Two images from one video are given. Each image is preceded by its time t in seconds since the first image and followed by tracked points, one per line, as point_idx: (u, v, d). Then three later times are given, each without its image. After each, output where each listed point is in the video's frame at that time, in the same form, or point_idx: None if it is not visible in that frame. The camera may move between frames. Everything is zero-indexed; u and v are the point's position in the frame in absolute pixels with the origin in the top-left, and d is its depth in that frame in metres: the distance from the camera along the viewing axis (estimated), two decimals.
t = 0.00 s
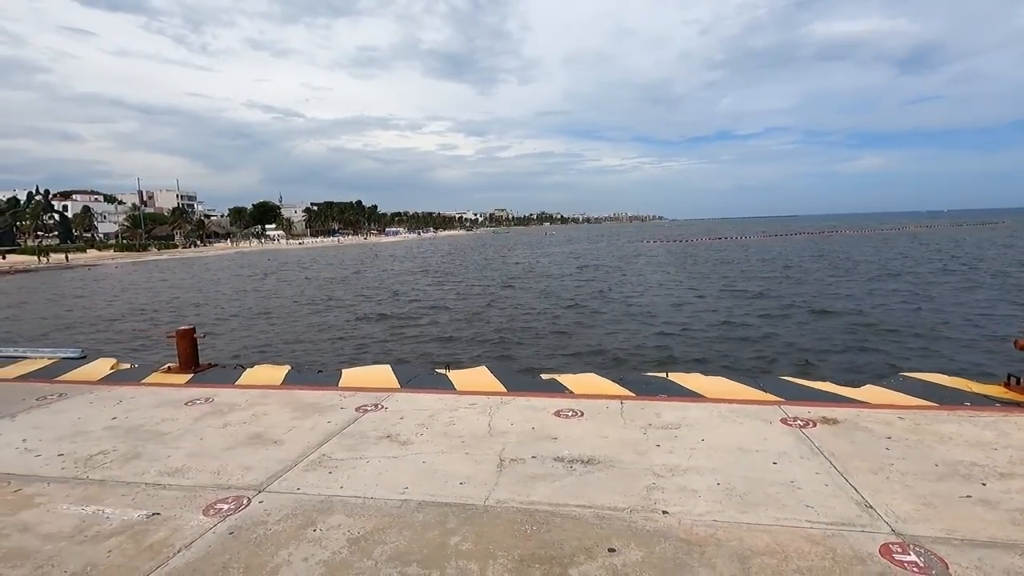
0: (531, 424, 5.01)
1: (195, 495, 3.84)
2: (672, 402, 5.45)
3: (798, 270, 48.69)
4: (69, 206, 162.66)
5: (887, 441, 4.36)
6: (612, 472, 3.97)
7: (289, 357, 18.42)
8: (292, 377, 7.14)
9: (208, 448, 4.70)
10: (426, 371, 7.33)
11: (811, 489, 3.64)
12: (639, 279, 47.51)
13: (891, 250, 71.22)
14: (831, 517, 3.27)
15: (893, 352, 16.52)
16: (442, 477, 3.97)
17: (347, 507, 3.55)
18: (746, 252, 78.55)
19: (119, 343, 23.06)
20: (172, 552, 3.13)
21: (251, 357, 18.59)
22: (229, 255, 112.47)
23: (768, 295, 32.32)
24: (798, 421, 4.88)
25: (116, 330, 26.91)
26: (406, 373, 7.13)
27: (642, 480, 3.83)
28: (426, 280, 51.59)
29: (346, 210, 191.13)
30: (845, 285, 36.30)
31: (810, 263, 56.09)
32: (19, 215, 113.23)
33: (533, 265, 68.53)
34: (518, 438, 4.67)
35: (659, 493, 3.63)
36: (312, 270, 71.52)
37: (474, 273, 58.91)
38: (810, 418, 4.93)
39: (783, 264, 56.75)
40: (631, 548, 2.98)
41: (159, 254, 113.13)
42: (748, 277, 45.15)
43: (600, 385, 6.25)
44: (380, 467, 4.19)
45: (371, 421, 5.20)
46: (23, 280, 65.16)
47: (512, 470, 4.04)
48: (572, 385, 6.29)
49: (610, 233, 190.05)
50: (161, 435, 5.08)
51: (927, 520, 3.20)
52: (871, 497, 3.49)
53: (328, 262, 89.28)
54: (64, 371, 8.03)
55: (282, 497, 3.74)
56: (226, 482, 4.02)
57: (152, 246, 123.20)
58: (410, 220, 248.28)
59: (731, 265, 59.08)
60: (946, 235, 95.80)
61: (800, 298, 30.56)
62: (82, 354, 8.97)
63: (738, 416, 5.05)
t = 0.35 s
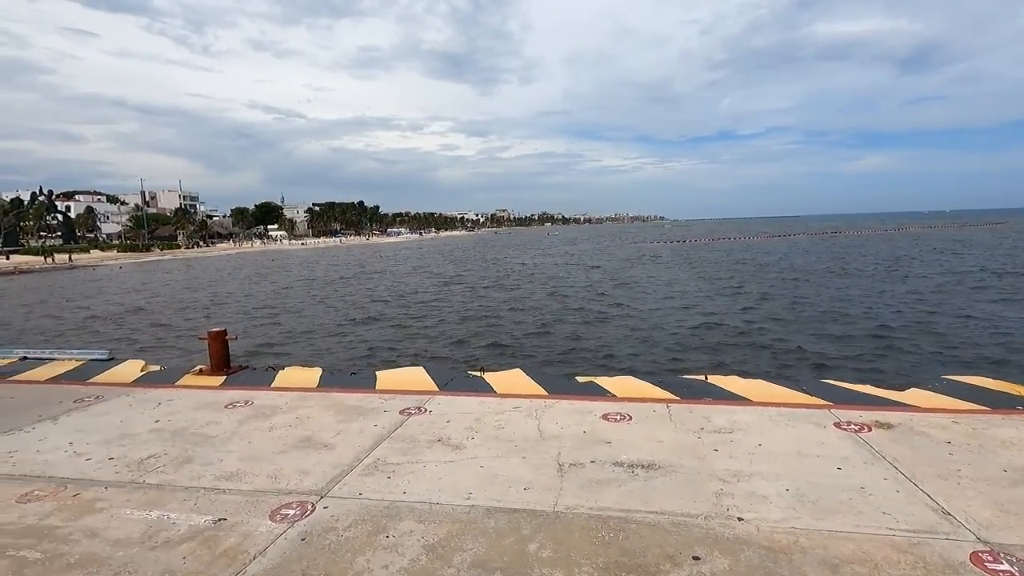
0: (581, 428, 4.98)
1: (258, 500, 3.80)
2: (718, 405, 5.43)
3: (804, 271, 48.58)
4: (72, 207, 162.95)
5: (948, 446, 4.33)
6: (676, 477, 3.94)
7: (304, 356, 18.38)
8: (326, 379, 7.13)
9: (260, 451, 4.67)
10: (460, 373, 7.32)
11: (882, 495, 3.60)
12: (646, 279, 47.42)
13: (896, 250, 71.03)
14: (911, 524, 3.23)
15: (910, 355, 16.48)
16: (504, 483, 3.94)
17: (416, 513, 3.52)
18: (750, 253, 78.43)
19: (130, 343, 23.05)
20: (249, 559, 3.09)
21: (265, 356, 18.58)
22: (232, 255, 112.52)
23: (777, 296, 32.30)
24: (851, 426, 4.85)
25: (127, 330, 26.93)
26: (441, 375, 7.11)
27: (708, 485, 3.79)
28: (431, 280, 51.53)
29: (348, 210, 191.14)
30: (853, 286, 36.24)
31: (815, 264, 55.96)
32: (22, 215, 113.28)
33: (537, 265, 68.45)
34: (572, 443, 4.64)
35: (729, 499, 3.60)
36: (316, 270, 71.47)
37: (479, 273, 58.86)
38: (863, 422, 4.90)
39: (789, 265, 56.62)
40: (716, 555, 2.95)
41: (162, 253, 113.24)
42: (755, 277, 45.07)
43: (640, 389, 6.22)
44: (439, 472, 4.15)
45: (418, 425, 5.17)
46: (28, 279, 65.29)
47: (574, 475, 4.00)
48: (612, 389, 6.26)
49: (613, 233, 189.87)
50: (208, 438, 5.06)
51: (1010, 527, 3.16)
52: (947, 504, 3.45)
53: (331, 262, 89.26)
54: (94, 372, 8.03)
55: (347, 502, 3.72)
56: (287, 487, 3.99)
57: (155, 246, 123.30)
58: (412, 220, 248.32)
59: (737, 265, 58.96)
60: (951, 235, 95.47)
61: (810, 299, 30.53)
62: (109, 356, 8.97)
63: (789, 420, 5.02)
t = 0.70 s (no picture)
0: (637, 425, 4.87)
1: (320, 499, 3.68)
2: (772, 402, 5.31)
3: (810, 270, 48.41)
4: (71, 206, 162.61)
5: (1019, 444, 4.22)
6: (749, 475, 3.82)
7: (316, 355, 18.24)
8: (360, 376, 7.01)
9: (310, 449, 4.55)
10: (496, 371, 7.21)
11: (970, 494, 3.48)
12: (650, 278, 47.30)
13: (900, 249, 70.87)
14: (1008, 524, 3.11)
15: (929, 354, 16.34)
16: (572, 482, 3.82)
17: (488, 513, 3.40)
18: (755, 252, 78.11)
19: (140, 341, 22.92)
20: (325, 561, 2.98)
21: (278, 354, 18.44)
22: (233, 255, 112.42)
23: (787, 295, 32.11)
24: (913, 422, 4.74)
25: (135, 328, 26.81)
26: (477, 373, 6.99)
27: (785, 485, 3.67)
28: (434, 279, 51.36)
29: (349, 210, 190.99)
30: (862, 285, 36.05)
31: (819, 263, 55.83)
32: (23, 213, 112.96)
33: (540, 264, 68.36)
34: (631, 440, 4.52)
35: (811, 498, 3.48)
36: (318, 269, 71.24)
37: (482, 272, 58.71)
38: (926, 419, 4.78)
39: (793, 264, 56.54)
40: (816, 557, 2.84)
41: (163, 253, 112.97)
42: (759, 276, 45.00)
43: (684, 387, 6.10)
44: (501, 470, 4.04)
45: (467, 422, 5.05)
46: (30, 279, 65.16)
47: (642, 474, 3.89)
48: (655, 386, 6.16)
49: (614, 233, 189.42)
50: (254, 435, 4.94)
51: None
52: None
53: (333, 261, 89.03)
54: (120, 370, 7.91)
55: (413, 501, 3.60)
56: (347, 485, 3.87)
57: (155, 245, 123.08)
58: (412, 220, 248.03)
59: (741, 264, 58.83)
60: (956, 234, 95.01)
61: (820, 298, 30.35)
62: (134, 353, 8.85)
63: (850, 417, 4.90)
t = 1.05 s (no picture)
0: (689, 425, 4.86)
1: (389, 501, 3.66)
2: (819, 402, 5.33)
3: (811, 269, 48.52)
4: (67, 205, 161.71)
5: None
6: (816, 476, 3.81)
7: (327, 354, 18.18)
8: (395, 377, 7.00)
9: (365, 451, 4.53)
10: (531, 372, 7.20)
11: None
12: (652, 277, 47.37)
13: (899, 248, 71.02)
14: None
15: (940, 353, 16.40)
16: (640, 483, 3.81)
17: (564, 514, 3.39)
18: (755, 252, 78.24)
19: (147, 341, 22.79)
20: (411, 563, 2.96)
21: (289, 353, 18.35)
22: (230, 254, 111.92)
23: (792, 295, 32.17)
24: (966, 423, 4.75)
25: (141, 328, 26.69)
26: (512, 373, 6.99)
27: (854, 485, 3.68)
28: (436, 278, 51.28)
29: (346, 209, 190.52)
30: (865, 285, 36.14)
31: (820, 262, 55.98)
32: (20, 213, 112.38)
33: (540, 263, 68.28)
34: (689, 441, 4.51)
35: (886, 499, 3.47)
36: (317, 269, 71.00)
37: (483, 271, 58.67)
38: (978, 419, 4.79)
39: (794, 263, 56.67)
40: (908, 559, 2.84)
41: (160, 252, 112.39)
42: (761, 275, 45.10)
43: (725, 387, 6.12)
44: (565, 471, 4.02)
45: (518, 423, 5.04)
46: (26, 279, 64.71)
47: (709, 474, 3.88)
48: (695, 387, 6.16)
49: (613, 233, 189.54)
50: (304, 436, 4.92)
51: None
52: None
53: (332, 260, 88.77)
54: (150, 371, 7.88)
55: (485, 503, 3.58)
56: (413, 487, 3.85)
57: (153, 244, 122.50)
58: (410, 219, 247.57)
59: (741, 264, 58.94)
60: (954, 233, 95.28)
61: (826, 297, 30.40)
62: (160, 354, 8.79)
63: (901, 418, 4.91)
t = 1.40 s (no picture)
0: (737, 430, 4.86)
1: (453, 509, 3.64)
2: (860, 407, 5.36)
3: (808, 271, 48.87)
4: (59, 208, 160.35)
5: None
6: (877, 482, 3.82)
7: (334, 357, 18.07)
8: (426, 382, 6.98)
9: (416, 458, 4.51)
10: (562, 377, 7.19)
11: None
12: (650, 279, 47.55)
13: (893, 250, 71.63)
14: None
15: (946, 355, 16.56)
16: (703, 490, 3.80)
17: (635, 522, 3.38)
18: (752, 253, 78.57)
19: (149, 346, 22.59)
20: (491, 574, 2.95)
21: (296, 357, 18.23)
22: (225, 257, 111.30)
23: (792, 296, 32.35)
24: (1011, 427, 4.78)
25: (142, 332, 26.45)
26: (543, 379, 6.99)
27: (917, 490, 3.69)
28: (434, 281, 51.19)
29: (341, 212, 190.00)
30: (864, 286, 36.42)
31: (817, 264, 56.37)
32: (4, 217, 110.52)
33: (538, 266, 68.34)
34: (740, 446, 4.51)
35: (953, 505, 3.49)
36: (314, 271, 70.72)
37: (481, 273, 58.67)
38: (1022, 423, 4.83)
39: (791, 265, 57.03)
40: (990, 565, 2.85)
41: (154, 256, 111.62)
42: (760, 277, 45.33)
43: (760, 391, 6.13)
44: (623, 478, 4.01)
45: (563, 430, 5.02)
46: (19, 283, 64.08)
47: (769, 480, 3.88)
48: (732, 392, 6.17)
49: (608, 235, 189.69)
50: (350, 443, 4.89)
51: None
52: None
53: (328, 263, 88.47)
54: (174, 377, 7.83)
55: (551, 512, 3.57)
56: (474, 495, 3.83)
57: (146, 248, 121.67)
58: (405, 222, 247.18)
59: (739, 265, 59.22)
60: (946, 235, 96.20)
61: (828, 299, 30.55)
62: (181, 360, 8.72)
63: (946, 422, 4.94)
